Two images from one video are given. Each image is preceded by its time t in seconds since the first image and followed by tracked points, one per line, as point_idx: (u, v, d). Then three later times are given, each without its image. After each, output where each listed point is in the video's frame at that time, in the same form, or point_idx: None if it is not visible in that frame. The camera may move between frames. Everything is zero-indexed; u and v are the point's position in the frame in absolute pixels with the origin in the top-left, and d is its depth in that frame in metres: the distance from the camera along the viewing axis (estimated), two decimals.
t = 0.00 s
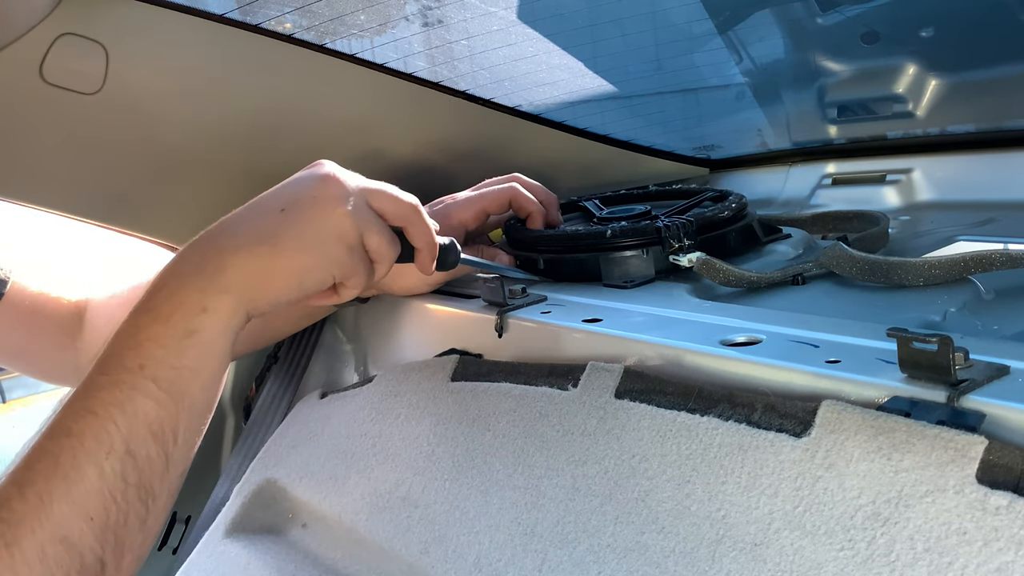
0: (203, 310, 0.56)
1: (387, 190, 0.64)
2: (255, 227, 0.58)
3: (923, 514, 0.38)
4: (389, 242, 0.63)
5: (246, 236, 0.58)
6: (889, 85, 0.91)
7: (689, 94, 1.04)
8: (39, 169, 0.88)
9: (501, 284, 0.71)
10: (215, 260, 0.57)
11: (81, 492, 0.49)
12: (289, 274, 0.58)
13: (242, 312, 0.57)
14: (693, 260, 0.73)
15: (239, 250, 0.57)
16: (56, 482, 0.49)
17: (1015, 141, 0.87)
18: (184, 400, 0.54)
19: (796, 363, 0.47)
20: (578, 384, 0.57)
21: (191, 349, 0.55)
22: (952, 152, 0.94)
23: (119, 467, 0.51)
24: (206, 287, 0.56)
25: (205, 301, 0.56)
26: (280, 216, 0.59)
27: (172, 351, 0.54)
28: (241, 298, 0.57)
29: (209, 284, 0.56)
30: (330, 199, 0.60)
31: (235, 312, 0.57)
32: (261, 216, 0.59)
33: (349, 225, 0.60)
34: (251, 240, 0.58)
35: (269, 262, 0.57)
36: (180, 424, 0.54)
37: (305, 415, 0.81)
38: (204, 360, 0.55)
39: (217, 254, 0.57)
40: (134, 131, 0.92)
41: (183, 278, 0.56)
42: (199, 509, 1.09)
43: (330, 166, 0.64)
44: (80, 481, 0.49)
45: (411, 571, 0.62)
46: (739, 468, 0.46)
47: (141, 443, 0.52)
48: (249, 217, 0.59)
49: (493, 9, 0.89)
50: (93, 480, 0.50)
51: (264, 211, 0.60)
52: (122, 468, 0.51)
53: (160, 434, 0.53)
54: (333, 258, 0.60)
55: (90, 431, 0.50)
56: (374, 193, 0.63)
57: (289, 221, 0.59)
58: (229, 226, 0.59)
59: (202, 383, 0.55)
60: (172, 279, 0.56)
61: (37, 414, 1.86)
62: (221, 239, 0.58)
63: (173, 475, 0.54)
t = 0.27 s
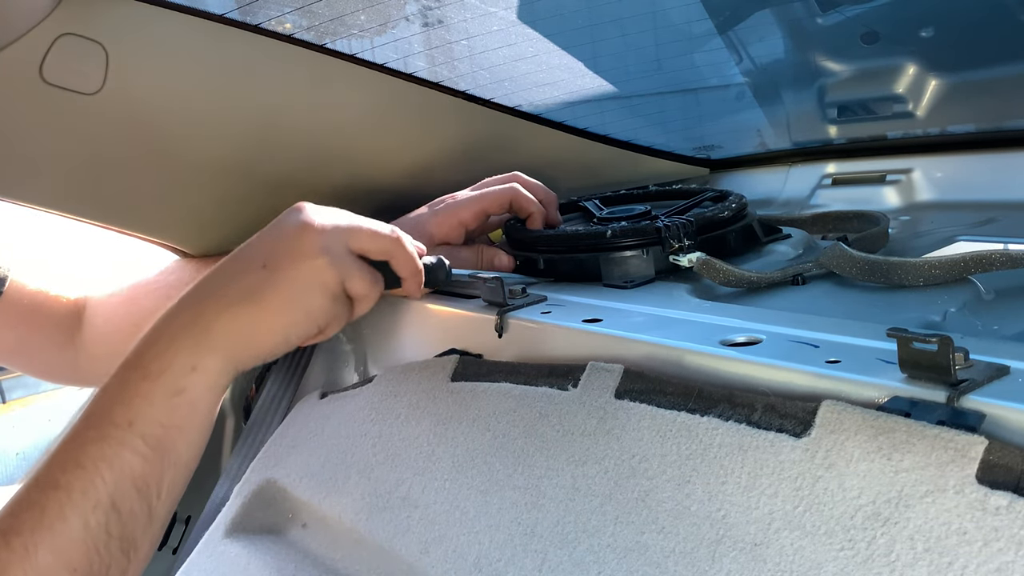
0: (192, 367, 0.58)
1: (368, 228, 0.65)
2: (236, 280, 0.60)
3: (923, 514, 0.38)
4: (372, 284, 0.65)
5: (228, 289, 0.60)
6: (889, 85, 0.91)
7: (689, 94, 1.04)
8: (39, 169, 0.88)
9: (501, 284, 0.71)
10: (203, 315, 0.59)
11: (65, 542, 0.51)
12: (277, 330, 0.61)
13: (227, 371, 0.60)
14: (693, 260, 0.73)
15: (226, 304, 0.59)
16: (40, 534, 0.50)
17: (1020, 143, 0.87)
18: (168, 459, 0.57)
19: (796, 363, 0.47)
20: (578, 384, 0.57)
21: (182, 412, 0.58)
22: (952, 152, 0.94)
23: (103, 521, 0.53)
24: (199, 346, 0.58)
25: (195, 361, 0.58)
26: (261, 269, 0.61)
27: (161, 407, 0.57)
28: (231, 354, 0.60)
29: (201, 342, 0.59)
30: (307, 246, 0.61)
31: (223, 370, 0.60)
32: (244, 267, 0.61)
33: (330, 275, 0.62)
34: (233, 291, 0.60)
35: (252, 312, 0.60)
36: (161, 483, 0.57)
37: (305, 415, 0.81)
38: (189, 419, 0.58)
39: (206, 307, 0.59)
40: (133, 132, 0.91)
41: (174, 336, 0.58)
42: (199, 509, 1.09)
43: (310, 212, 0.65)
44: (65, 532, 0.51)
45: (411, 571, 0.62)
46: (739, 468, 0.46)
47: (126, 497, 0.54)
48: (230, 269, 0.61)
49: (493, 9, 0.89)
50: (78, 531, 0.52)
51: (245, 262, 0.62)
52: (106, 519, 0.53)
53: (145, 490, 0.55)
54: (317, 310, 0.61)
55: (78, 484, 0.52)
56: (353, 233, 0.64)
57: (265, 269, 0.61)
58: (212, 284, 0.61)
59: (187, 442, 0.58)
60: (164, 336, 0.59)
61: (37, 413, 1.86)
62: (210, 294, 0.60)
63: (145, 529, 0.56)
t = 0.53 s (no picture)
0: (184, 415, 0.65)
1: (354, 263, 0.66)
2: (221, 333, 0.66)
3: (923, 514, 0.38)
4: (363, 319, 0.68)
5: (216, 338, 0.66)
6: (889, 85, 0.91)
7: (689, 94, 1.04)
8: (41, 168, 0.89)
9: (501, 284, 0.71)
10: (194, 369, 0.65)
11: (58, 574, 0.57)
12: (267, 377, 0.66)
13: (223, 413, 0.66)
14: (693, 260, 0.73)
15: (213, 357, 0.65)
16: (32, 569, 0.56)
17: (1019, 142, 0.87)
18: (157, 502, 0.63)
19: (796, 364, 0.47)
20: (578, 384, 0.57)
21: (170, 460, 0.64)
22: (952, 152, 0.94)
23: (92, 560, 0.59)
24: (189, 396, 0.65)
25: (185, 411, 0.65)
26: (247, 315, 0.66)
27: (151, 455, 0.63)
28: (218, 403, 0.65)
29: (191, 391, 0.65)
30: (292, 291, 0.65)
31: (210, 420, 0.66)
32: (229, 316, 0.67)
33: (317, 320, 0.66)
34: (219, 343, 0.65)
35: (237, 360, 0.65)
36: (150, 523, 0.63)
37: (305, 415, 0.81)
38: (179, 464, 0.65)
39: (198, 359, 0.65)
40: (134, 130, 0.91)
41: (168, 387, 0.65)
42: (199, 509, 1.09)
43: (299, 255, 0.68)
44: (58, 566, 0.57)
45: (411, 571, 0.62)
46: (739, 468, 0.46)
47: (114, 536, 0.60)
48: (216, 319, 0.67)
49: (493, 9, 0.89)
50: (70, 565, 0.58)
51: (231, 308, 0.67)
52: (97, 555, 0.59)
53: (134, 529, 0.62)
54: (305, 356, 0.67)
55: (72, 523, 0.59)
56: (340, 271, 0.65)
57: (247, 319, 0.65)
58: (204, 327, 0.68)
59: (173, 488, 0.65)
60: (158, 382, 0.65)
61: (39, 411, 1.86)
62: (199, 344, 0.66)
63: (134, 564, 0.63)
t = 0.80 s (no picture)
0: (186, 415, 0.60)
1: (367, 266, 0.63)
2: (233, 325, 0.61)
3: (923, 514, 0.38)
4: (372, 323, 0.65)
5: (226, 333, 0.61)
6: (889, 85, 0.91)
7: (689, 94, 1.04)
8: (41, 168, 0.88)
9: (501, 284, 0.71)
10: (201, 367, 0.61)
11: None
12: (274, 380, 0.62)
13: (225, 418, 0.62)
14: (693, 260, 0.73)
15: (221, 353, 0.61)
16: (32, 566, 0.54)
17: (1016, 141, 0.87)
18: (156, 504, 0.59)
19: (796, 364, 0.47)
20: (578, 384, 0.57)
21: (171, 463, 0.60)
22: (952, 152, 0.94)
23: (90, 564, 0.56)
24: (195, 396, 0.60)
25: (187, 411, 0.60)
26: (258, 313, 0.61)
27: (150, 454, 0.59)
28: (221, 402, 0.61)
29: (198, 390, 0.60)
30: (306, 288, 0.61)
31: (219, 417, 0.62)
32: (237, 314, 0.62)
33: (328, 323, 0.62)
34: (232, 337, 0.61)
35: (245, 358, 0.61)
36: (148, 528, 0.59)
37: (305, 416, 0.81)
38: (178, 464, 0.60)
39: (205, 352, 0.61)
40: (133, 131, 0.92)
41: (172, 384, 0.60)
42: (199, 510, 1.09)
43: (313, 253, 0.64)
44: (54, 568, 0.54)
45: (411, 572, 0.62)
46: (739, 468, 0.46)
47: (110, 543, 0.57)
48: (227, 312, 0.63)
49: (493, 9, 0.89)
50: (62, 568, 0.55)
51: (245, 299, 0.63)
52: (93, 558, 0.56)
53: (133, 534, 0.58)
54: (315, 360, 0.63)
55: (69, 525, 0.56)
56: (351, 274, 0.63)
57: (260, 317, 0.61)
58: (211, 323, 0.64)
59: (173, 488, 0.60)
60: (164, 374, 0.61)
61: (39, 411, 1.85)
62: (206, 338, 0.62)
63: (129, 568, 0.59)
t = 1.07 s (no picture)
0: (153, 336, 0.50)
1: (429, 135, 0.63)
2: (189, 229, 0.53)
3: (923, 514, 0.38)
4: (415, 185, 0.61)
5: (184, 233, 0.53)
6: (889, 85, 0.91)
7: (689, 94, 1.04)
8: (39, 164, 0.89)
9: (501, 284, 0.71)
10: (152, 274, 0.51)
11: (42, 539, 0.45)
12: (318, 184, 0.55)
13: (275, 213, 0.55)
14: (693, 260, 0.73)
15: (197, 247, 0.52)
16: (82, 404, 0.47)
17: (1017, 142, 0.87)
18: (164, 429, 0.51)
19: (797, 364, 0.47)
20: (578, 384, 0.57)
21: (166, 381, 0.50)
22: (952, 151, 0.94)
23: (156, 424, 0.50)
24: (171, 302, 0.50)
25: (155, 325, 0.50)
26: (237, 192, 0.54)
27: (125, 382, 0.48)
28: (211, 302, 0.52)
29: (168, 300, 0.50)
30: (374, 127, 0.58)
31: (208, 296, 0.52)
32: (266, 151, 0.55)
33: (391, 149, 0.58)
34: (189, 228, 0.53)
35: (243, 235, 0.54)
36: (187, 441, 0.53)
37: (305, 415, 0.81)
38: (237, 328, 0.55)
39: (166, 259, 0.51)
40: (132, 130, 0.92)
41: (119, 310, 0.49)
42: (199, 510, 1.09)
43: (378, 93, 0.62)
44: (37, 534, 0.45)
45: (411, 572, 0.62)
46: (739, 468, 0.46)
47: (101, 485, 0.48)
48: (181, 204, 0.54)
49: (493, 9, 0.89)
50: (59, 519, 0.46)
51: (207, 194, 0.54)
52: (105, 490, 0.48)
53: (126, 461, 0.49)
54: (368, 172, 0.56)
55: (33, 469, 0.46)
56: (416, 132, 0.61)
57: (221, 194, 0.54)
58: (265, 132, 0.56)
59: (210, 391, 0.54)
60: (152, 267, 0.51)
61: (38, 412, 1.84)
62: (254, 144, 0.55)
63: (148, 496, 0.52)
